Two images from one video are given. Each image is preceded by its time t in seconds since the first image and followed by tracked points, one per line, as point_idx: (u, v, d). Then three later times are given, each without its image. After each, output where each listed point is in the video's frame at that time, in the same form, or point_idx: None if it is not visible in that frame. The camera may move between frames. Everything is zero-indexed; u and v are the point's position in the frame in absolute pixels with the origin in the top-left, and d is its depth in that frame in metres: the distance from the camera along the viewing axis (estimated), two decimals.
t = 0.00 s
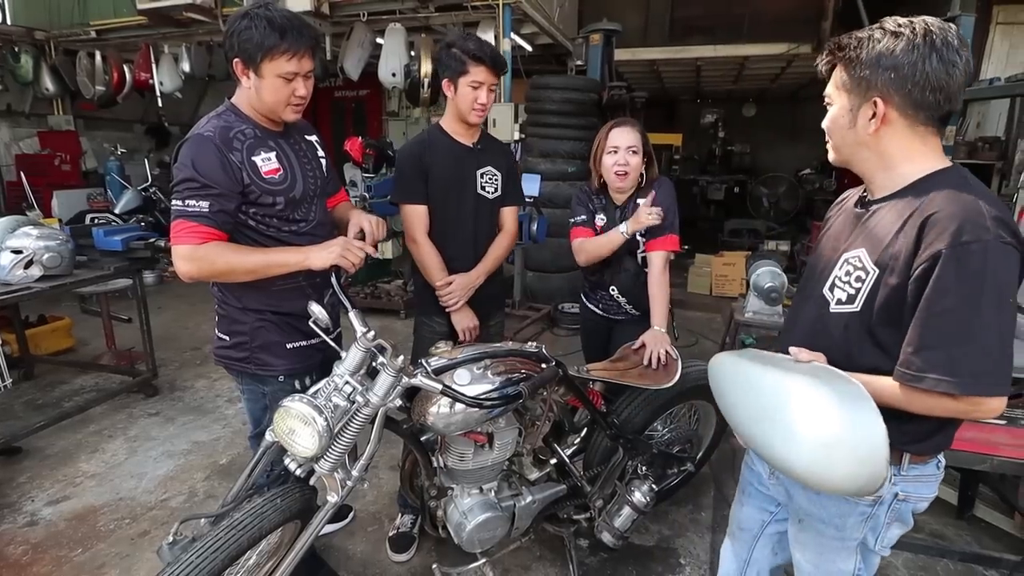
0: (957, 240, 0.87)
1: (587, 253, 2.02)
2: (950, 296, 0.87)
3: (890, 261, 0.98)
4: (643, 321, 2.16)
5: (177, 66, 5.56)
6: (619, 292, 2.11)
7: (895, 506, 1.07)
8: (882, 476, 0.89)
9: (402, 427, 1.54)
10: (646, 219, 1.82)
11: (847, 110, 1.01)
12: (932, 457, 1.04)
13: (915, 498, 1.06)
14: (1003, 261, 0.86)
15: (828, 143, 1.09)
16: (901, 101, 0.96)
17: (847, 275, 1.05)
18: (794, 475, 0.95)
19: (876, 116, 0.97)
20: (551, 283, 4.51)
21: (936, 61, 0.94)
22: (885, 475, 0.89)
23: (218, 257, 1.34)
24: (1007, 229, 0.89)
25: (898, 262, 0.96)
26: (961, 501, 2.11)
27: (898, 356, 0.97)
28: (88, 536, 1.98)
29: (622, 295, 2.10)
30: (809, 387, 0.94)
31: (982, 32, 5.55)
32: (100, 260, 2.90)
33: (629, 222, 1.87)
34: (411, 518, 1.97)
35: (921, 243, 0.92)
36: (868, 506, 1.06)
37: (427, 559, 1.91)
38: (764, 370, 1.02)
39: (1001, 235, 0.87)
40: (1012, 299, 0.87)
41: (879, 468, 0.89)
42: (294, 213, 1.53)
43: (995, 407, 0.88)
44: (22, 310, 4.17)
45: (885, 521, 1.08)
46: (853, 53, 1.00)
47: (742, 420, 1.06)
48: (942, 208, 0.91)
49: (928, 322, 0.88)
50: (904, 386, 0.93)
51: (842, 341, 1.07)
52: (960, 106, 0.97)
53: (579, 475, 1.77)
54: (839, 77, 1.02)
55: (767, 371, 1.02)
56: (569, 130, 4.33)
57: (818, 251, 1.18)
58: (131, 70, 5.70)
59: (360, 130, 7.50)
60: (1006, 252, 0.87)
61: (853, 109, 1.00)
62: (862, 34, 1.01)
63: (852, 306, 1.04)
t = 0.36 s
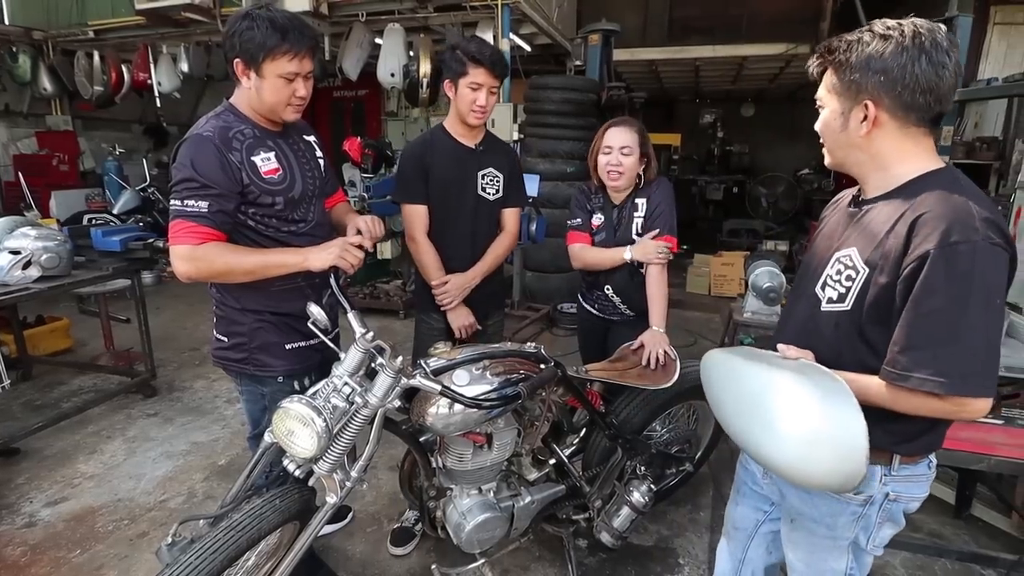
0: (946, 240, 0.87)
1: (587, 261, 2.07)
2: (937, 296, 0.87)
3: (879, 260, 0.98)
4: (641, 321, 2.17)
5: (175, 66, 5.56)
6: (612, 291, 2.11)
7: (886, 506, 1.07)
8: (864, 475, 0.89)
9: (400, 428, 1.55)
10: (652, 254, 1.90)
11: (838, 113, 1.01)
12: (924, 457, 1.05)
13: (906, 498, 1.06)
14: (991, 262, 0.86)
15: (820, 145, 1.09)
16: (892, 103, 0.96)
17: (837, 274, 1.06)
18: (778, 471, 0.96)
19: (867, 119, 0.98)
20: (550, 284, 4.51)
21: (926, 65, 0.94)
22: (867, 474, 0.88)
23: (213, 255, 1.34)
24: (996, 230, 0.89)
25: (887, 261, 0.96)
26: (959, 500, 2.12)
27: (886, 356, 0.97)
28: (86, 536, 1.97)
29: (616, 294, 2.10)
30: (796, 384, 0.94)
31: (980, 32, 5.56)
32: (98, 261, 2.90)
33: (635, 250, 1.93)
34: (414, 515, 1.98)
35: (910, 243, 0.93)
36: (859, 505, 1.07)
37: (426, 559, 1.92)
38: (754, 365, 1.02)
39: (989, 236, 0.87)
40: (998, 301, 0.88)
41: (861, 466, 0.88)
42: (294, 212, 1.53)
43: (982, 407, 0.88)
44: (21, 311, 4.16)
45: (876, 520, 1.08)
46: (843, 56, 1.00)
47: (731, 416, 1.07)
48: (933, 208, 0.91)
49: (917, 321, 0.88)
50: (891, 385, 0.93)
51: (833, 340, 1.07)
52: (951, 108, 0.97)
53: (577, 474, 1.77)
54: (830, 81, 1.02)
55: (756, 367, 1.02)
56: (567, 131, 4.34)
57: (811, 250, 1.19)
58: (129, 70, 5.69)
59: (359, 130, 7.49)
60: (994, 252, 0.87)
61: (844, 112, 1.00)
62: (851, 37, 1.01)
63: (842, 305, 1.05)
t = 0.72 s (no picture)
0: (935, 242, 0.88)
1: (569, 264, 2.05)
2: (928, 297, 0.87)
3: (871, 261, 0.99)
4: (640, 321, 2.18)
5: (174, 66, 5.56)
6: (614, 293, 2.11)
7: (881, 505, 1.08)
8: (862, 477, 0.89)
9: (399, 428, 1.55)
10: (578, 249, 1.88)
11: (827, 114, 1.01)
12: (918, 456, 1.05)
13: (900, 497, 1.07)
14: (981, 262, 0.87)
15: (809, 147, 1.09)
16: (882, 105, 0.97)
17: (829, 276, 1.06)
18: (775, 475, 0.96)
19: (857, 120, 0.98)
20: (549, 283, 4.52)
21: (915, 67, 0.95)
22: (864, 476, 0.89)
23: (211, 251, 1.34)
24: (985, 231, 0.89)
25: (879, 261, 0.97)
26: (955, 499, 2.13)
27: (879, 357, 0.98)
28: (85, 537, 1.98)
29: (618, 296, 2.11)
30: (792, 388, 0.95)
31: (978, 32, 5.58)
32: (97, 261, 2.90)
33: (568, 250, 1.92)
34: (413, 515, 1.99)
35: (900, 245, 0.93)
36: (854, 504, 1.07)
37: (424, 559, 1.92)
38: (749, 371, 1.02)
39: (978, 237, 0.88)
40: (988, 301, 0.88)
41: (859, 468, 0.89)
42: (294, 213, 1.53)
43: (974, 407, 0.89)
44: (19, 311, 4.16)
45: (871, 519, 1.09)
46: (834, 57, 1.00)
47: (727, 421, 1.07)
48: (923, 210, 0.92)
49: (908, 322, 0.89)
50: (884, 386, 0.94)
51: (825, 342, 1.08)
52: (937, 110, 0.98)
53: (575, 474, 1.78)
54: (819, 80, 1.03)
55: (752, 372, 1.03)
56: (566, 131, 4.34)
57: (802, 252, 1.19)
58: (127, 70, 5.68)
59: (358, 130, 7.50)
60: (983, 253, 0.87)
61: (833, 113, 1.00)
62: (842, 38, 1.01)
63: (834, 307, 1.05)
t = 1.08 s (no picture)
0: (929, 240, 0.89)
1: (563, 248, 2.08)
2: (923, 295, 0.88)
3: (865, 261, 0.99)
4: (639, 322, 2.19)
5: (172, 67, 5.56)
6: (610, 292, 2.11)
7: (877, 503, 1.09)
8: (862, 479, 0.90)
9: (398, 428, 1.55)
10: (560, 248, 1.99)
11: (816, 118, 1.02)
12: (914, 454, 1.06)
13: (897, 495, 1.07)
14: (974, 260, 0.88)
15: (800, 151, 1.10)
16: (869, 107, 0.97)
17: (824, 277, 1.07)
18: (775, 477, 0.96)
19: (845, 123, 0.99)
20: (547, 284, 4.52)
21: (898, 69, 0.96)
22: (865, 478, 0.90)
23: (211, 253, 1.34)
24: (978, 229, 0.90)
25: (874, 261, 0.98)
26: (953, 499, 2.14)
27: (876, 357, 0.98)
28: (83, 537, 1.98)
29: (614, 294, 2.11)
30: (792, 390, 0.95)
31: (975, 33, 5.59)
32: (95, 262, 2.90)
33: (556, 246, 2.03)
34: (412, 515, 1.99)
35: (894, 244, 0.94)
36: (851, 502, 1.08)
37: (423, 559, 1.92)
38: (748, 373, 1.03)
39: (972, 235, 0.88)
40: (983, 298, 0.89)
41: (861, 470, 0.90)
42: (294, 213, 1.54)
43: (973, 403, 0.89)
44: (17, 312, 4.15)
45: (868, 517, 1.09)
46: (818, 62, 1.01)
47: (723, 424, 1.07)
48: (915, 209, 0.92)
49: (904, 321, 0.90)
50: (882, 385, 0.94)
51: (820, 342, 1.08)
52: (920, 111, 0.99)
53: (573, 473, 1.78)
54: (805, 86, 1.03)
55: (750, 374, 1.03)
56: (564, 131, 4.35)
57: (796, 254, 1.20)
58: (125, 71, 5.68)
59: (356, 131, 7.50)
60: (977, 251, 0.88)
61: (822, 117, 1.01)
62: (825, 43, 1.02)
63: (829, 308, 1.06)
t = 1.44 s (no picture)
0: (922, 233, 0.89)
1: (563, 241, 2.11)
2: (917, 288, 0.88)
3: (862, 257, 0.99)
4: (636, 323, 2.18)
5: (170, 66, 5.54)
6: (608, 292, 2.11)
7: (874, 506, 1.08)
8: (858, 472, 0.89)
9: (397, 428, 1.54)
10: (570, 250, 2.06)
11: (811, 118, 1.02)
12: (911, 457, 1.06)
13: (894, 498, 1.07)
14: (967, 252, 0.87)
15: (791, 155, 1.10)
16: (865, 106, 0.97)
17: (821, 275, 1.07)
18: (771, 471, 0.95)
19: (844, 121, 0.99)
20: (546, 284, 4.52)
21: (888, 69, 0.97)
22: (860, 472, 0.89)
23: (209, 250, 1.33)
24: (971, 222, 0.90)
25: (869, 256, 0.98)
26: (952, 499, 2.14)
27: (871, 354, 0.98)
28: (81, 538, 1.97)
29: (611, 294, 2.10)
30: (788, 383, 0.95)
31: (974, 33, 5.60)
32: (92, 262, 2.90)
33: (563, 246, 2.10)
34: (411, 516, 1.99)
35: (889, 238, 0.94)
36: (847, 504, 1.08)
37: (422, 559, 1.92)
38: (745, 367, 1.02)
39: (964, 227, 0.88)
40: (978, 290, 0.88)
41: (856, 463, 0.89)
42: (292, 212, 1.53)
43: (971, 396, 0.88)
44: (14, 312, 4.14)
45: (864, 520, 1.09)
46: (811, 63, 1.01)
47: (720, 419, 1.06)
48: (908, 203, 0.93)
49: (898, 314, 0.89)
50: (878, 380, 0.93)
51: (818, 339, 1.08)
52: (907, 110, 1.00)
53: (572, 474, 1.77)
54: (792, 90, 1.04)
55: (746, 369, 1.03)
56: (562, 131, 4.35)
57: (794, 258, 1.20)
58: (123, 71, 5.65)
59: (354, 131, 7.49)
60: (970, 243, 0.88)
61: (818, 117, 1.01)
62: (813, 49, 1.03)
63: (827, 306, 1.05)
